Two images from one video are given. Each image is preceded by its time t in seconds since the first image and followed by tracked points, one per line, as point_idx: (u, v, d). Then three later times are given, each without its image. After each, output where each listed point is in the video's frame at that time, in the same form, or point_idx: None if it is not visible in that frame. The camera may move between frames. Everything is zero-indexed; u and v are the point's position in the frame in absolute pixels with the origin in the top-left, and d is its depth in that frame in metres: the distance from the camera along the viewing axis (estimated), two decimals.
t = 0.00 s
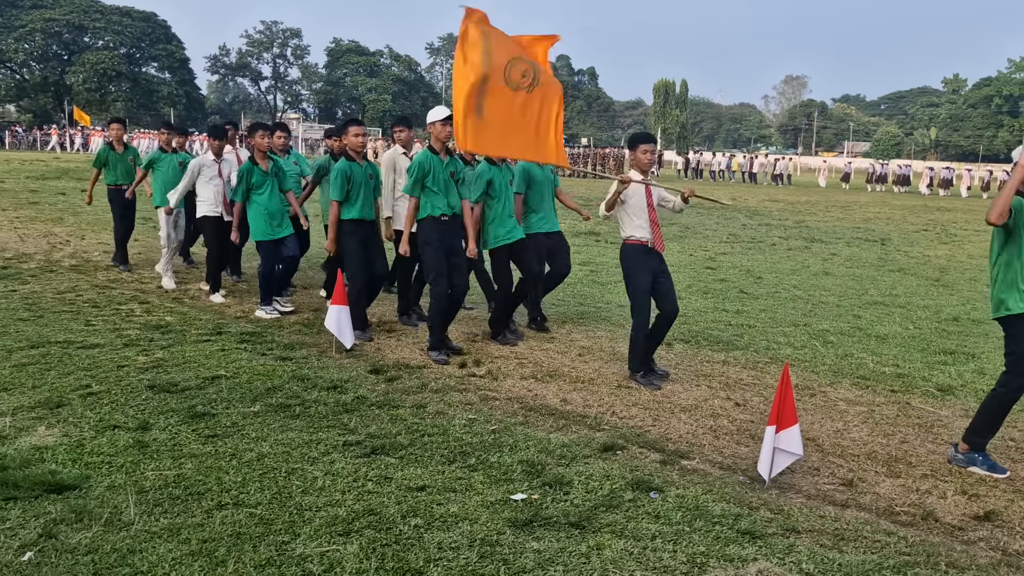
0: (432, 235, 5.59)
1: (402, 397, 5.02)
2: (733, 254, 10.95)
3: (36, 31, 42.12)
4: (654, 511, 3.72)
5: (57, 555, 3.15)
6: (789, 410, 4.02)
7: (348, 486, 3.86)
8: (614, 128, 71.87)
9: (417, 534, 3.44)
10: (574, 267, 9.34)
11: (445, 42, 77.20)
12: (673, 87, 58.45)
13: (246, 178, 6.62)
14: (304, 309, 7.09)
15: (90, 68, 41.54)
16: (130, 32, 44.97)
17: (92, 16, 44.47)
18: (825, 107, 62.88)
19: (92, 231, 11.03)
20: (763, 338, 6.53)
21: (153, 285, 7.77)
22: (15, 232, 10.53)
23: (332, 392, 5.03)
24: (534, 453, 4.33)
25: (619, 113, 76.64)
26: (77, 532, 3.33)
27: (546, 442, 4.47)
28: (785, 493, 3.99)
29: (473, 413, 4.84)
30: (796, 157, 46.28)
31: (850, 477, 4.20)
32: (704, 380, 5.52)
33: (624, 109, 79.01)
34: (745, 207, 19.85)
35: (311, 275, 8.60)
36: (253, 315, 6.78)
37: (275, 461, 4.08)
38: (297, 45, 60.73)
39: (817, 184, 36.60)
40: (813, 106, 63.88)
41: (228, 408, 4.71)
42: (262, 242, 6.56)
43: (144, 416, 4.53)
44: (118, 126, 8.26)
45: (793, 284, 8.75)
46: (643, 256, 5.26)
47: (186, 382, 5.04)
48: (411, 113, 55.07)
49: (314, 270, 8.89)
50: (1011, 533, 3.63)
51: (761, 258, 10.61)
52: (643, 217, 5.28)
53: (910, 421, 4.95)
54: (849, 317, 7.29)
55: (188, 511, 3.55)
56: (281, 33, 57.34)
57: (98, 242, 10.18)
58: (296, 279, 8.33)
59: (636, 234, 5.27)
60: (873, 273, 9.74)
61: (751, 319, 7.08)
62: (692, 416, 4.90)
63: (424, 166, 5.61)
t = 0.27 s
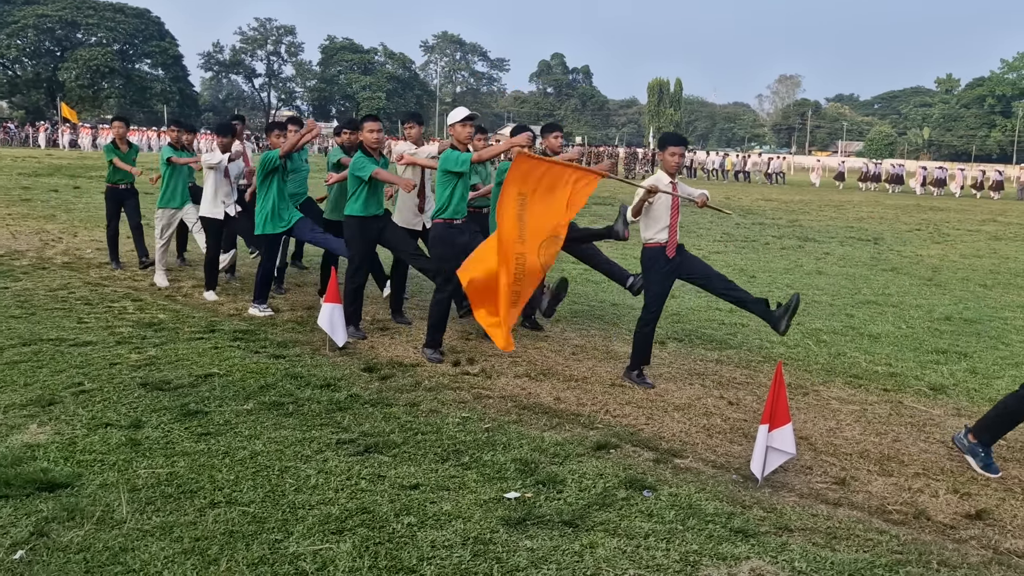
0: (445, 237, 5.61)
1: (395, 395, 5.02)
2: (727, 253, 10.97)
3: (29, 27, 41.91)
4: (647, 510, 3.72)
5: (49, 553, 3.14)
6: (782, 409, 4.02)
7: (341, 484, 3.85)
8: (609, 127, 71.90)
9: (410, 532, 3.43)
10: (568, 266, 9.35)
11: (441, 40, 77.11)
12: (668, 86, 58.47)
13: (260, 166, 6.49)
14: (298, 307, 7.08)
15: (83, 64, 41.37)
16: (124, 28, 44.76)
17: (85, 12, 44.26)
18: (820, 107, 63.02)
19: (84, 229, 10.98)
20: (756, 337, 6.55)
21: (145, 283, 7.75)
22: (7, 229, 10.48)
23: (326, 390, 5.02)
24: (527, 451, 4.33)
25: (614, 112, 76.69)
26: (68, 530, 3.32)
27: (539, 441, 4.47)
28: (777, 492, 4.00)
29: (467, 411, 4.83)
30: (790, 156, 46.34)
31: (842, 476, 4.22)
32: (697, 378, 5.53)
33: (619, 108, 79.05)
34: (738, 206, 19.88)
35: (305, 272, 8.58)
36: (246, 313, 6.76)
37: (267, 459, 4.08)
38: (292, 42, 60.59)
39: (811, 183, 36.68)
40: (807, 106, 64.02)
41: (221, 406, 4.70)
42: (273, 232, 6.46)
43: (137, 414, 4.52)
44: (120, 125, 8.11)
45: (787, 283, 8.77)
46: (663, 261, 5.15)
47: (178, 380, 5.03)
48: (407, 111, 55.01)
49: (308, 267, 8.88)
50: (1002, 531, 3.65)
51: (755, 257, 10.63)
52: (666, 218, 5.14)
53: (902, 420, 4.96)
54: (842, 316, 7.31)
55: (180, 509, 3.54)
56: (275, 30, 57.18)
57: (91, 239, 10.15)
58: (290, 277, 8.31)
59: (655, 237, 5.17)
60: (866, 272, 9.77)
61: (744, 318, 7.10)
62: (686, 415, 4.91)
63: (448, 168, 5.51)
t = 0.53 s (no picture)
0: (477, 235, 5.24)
1: (391, 393, 5.01)
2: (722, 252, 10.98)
3: (23, 23, 41.71)
4: (642, 508, 3.73)
5: (42, 551, 3.13)
6: (776, 407, 4.04)
7: (336, 482, 3.85)
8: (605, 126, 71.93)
9: (405, 531, 3.43)
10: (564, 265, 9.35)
11: (437, 38, 77.02)
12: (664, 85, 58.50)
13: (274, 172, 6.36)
14: (293, 305, 7.07)
15: (77, 61, 41.21)
16: (118, 25, 44.58)
17: (79, 9, 44.08)
18: (814, 106, 63.15)
19: (78, 226, 10.95)
20: (751, 335, 6.56)
21: (139, 280, 7.72)
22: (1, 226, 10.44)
23: (321, 388, 5.02)
24: (522, 449, 4.33)
25: (609, 110, 76.73)
26: (62, 528, 3.31)
27: (535, 439, 4.47)
28: (772, 490, 4.00)
29: (462, 409, 4.83)
30: (785, 156, 46.47)
31: (837, 474, 4.23)
32: (692, 377, 5.55)
33: (615, 107, 79.08)
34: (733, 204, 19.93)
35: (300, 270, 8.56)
36: (241, 311, 6.75)
37: (262, 457, 4.07)
38: (287, 40, 60.46)
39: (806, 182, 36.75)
40: (802, 105, 64.15)
41: (215, 404, 4.69)
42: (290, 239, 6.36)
43: (131, 411, 4.51)
44: (129, 124, 7.88)
45: (783, 282, 8.79)
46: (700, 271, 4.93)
47: (173, 377, 5.02)
48: (402, 110, 54.93)
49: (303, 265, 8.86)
50: (995, 530, 3.66)
51: (750, 256, 10.65)
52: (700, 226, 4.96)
53: (897, 418, 4.98)
54: (837, 315, 7.33)
55: (174, 507, 3.53)
56: (270, 28, 57.03)
57: (85, 236, 10.11)
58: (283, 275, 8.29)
59: (691, 246, 4.97)
60: (860, 271, 9.80)
61: (739, 317, 7.11)
62: (681, 413, 4.92)
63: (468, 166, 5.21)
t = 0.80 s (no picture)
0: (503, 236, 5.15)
1: (388, 391, 5.01)
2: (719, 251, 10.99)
3: (18, 20, 41.56)
4: (639, 507, 3.73)
5: (38, 550, 3.12)
6: (773, 406, 4.04)
7: (333, 480, 3.84)
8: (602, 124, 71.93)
9: (401, 529, 3.43)
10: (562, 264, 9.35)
11: (434, 36, 76.91)
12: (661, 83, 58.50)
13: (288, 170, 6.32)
14: (290, 303, 7.06)
15: (73, 58, 41.10)
16: (114, 23, 44.45)
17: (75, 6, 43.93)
18: (811, 105, 63.21)
19: (74, 224, 10.93)
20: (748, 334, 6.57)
21: (136, 278, 7.70)
22: None
23: (318, 386, 5.01)
24: (519, 448, 4.33)
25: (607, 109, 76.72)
26: (58, 527, 3.30)
27: (532, 438, 4.47)
28: (769, 489, 4.01)
29: (459, 408, 4.83)
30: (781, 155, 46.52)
31: (833, 473, 4.23)
32: (690, 375, 5.55)
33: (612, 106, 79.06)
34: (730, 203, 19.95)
35: (297, 268, 8.55)
36: (238, 309, 6.75)
37: (259, 455, 4.06)
38: (284, 37, 60.34)
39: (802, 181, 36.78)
40: (799, 104, 64.19)
41: (212, 402, 4.68)
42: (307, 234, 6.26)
43: (127, 410, 4.50)
44: (139, 121, 7.80)
45: (780, 280, 8.80)
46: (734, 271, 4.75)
47: (169, 375, 5.01)
48: (399, 108, 54.87)
49: (301, 263, 8.84)
50: (990, 529, 3.67)
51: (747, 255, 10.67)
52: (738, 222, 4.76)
53: (893, 417, 4.99)
54: (834, 314, 7.34)
55: (171, 505, 3.53)
56: (267, 26, 56.91)
57: (81, 234, 10.10)
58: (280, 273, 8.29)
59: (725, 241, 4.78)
60: (857, 270, 9.81)
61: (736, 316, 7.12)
62: (678, 412, 4.92)
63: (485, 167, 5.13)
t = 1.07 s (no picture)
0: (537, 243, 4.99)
1: (387, 391, 5.01)
2: (717, 250, 11.00)
3: (16, 18, 41.45)
4: (637, 506, 3.73)
5: (36, 549, 3.12)
6: (771, 405, 4.03)
7: (332, 480, 3.84)
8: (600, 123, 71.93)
9: (400, 528, 3.43)
10: (560, 262, 9.35)
11: (432, 35, 76.84)
12: (659, 82, 58.48)
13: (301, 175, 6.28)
14: (288, 302, 7.05)
15: (71, 56, 41.03)
16: (112, 20, 44.33)
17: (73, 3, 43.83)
18: (809, 104, 63.25)
19: (72, 222, 10.91)
20: (747, 334, 6.57)
21: (134, 277, 7.69)
22: None
23: (316, 385, 5.01)
24: (518, 447, 4.33)
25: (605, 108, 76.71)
26: (56, 526, 3.29)
27: (531, 437, 4.46)
28: (767, 488, 4.01)
29: (458, 407, 4.83)
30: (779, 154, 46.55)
31: (831, 472, 4.24)
32: (689, 375, 5.55)
33: (610, 104, 79.01)
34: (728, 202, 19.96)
35: (296, 267, 8.55)
36: (237, 308, 6.74)
37: (258, 455, 4.06)
38: (283, 35, 60.27)
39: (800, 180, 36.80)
40: (797, 103, 64.20)
41: (210, 401, 4.68)
42: (319, 239, 6.17)
43: (125, 409, 4.49)
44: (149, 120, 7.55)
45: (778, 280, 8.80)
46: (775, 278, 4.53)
47: (167, 374, 5.00)
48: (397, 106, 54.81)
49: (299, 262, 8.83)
50: (989, 528, 3.67)
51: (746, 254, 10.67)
52: (779, 232, 4.54)
53: (891, 417, 4.99)
54: (833, 313, 7.35)
55: (169, 505, 3.52)
56: (265, 24, 56.82)
57: (80, 233, 10.08)
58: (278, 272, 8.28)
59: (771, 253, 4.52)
60: (855, 270, 9.82)
61: (735, 316, 7.12)
62: (676, 411, 4.93)
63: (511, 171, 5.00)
